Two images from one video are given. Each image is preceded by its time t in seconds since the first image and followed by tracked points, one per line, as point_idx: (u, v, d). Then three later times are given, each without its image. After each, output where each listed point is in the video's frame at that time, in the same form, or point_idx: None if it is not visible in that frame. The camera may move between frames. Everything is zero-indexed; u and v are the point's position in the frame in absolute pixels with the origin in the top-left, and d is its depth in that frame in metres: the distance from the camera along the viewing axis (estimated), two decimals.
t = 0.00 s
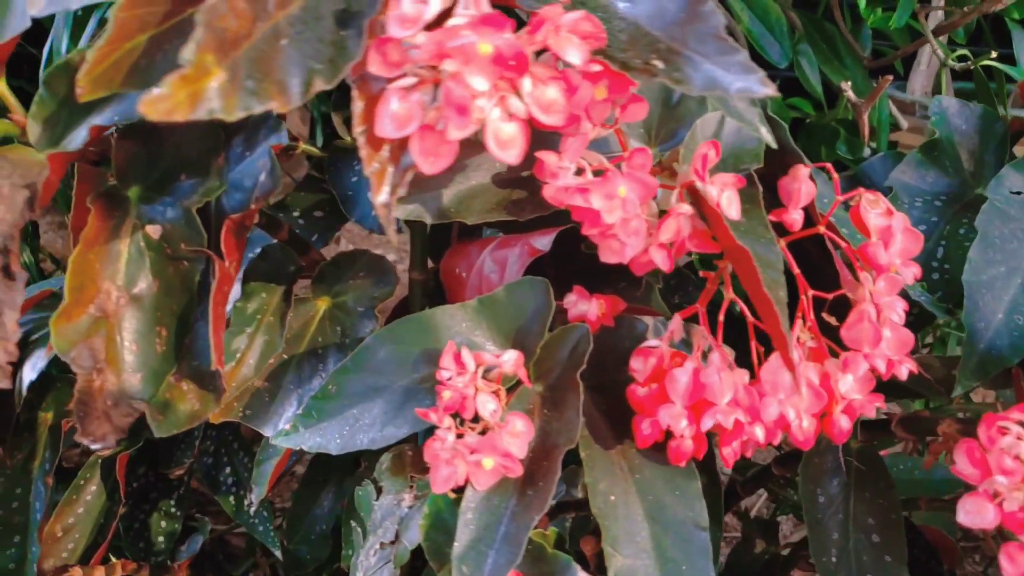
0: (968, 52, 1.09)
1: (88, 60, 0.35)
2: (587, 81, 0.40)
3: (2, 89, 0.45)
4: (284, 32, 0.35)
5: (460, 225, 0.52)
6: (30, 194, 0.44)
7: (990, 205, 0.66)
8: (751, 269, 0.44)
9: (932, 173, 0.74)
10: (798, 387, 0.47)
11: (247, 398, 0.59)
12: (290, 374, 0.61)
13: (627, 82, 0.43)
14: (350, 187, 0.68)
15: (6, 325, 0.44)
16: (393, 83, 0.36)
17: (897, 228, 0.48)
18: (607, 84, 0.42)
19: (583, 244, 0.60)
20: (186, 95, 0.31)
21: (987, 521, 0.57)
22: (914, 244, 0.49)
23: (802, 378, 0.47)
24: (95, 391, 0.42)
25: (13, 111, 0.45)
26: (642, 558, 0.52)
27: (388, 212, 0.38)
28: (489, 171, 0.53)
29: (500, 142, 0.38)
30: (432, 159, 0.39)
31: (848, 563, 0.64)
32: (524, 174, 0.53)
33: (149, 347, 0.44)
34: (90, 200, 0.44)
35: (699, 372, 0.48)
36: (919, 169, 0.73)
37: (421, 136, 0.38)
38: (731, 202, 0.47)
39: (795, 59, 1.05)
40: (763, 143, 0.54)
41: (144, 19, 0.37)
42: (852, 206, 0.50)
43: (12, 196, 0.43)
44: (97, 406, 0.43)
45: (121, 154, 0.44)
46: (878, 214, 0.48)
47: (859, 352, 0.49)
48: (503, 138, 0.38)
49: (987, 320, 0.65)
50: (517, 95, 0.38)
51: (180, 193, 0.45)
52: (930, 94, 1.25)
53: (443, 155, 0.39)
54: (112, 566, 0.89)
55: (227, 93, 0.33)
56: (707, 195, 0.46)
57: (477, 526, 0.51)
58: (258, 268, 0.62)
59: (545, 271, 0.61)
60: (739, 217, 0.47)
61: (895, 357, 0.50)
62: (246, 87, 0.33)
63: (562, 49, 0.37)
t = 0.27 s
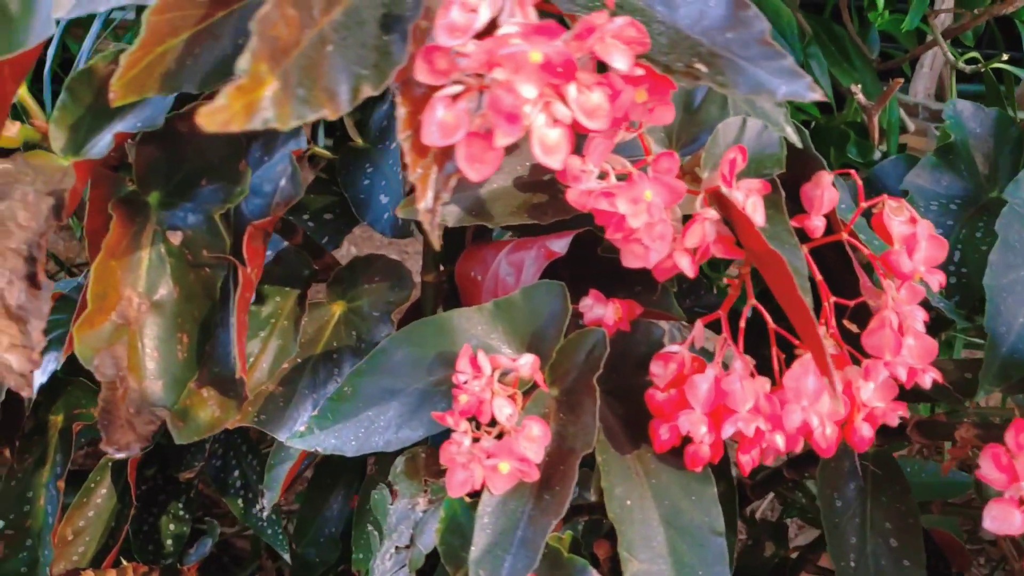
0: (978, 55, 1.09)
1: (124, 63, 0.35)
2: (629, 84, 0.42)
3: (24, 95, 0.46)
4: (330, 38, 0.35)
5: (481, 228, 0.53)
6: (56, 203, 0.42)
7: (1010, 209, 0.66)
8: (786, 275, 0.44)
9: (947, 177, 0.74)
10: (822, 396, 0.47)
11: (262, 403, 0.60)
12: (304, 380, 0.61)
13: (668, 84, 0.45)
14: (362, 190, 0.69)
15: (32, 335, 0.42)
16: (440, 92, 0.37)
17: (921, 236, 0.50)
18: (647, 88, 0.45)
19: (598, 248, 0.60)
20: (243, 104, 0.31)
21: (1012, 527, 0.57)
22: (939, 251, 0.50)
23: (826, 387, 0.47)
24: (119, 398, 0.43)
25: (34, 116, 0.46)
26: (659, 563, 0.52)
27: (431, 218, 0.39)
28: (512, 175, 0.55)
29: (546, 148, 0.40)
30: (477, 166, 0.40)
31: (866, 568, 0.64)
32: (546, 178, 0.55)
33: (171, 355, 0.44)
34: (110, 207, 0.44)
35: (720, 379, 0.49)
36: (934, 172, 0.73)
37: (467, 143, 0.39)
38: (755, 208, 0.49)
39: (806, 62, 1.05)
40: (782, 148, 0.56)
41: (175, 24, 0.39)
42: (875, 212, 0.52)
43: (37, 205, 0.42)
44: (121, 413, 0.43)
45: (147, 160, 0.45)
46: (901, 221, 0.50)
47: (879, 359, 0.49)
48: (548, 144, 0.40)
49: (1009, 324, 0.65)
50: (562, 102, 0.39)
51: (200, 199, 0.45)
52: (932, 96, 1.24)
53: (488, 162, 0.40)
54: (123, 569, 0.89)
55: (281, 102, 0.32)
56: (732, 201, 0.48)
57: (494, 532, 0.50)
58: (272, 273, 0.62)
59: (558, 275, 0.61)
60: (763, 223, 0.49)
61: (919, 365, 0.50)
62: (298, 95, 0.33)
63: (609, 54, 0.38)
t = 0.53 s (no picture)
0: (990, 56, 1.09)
1: (152, 63, 0.37)
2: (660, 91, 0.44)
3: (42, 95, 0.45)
4: (368, 43, 0.36)
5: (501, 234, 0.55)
6: (78, 203, 0.40)
7: None
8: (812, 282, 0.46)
9: (963, 179, 0.73)
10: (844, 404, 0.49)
11: (277, 409, 0.60)
12: (319, 385, 0.62)
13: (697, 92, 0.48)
14: (373, 192, 0.68)
15: (52, 335, 0.39)
16: (479, 98, 0.39)
17: (945, 243, 0.51)
18: (679, 94, 0.48)
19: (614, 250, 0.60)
20: (289, 113, 0.32)
21: None
22: (962, 259, 0.52)
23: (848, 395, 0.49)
24: (138, 403, 0.43)
25: (53, 119, 0.46)
26: (675, 570, 0.51)
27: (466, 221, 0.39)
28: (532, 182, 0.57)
29: (581, 153, 0.42)
30: (513, 171, 0.41)
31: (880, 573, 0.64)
32: (564, 183, 0.57)
33: (189, 359, 0.44)
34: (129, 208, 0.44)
35: (738, 387, 0.50)
36: (950, 175, 0.73)
37: (503, 148, 0.41)
38: (779, 213, 0.50)
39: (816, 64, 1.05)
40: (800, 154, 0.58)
41: (203, 23, 0.40)
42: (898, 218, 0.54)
43: (58, 205, 0.39)
44: (141, 418, 0.43)
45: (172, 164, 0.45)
46: (922, 227, 0.52)
47: (905, 366, 0.52)
48: (583, 149, 0.42)
49: None
50: (598, 108, 0.41)
51: (219, 202, 0.46)
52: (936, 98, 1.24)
53: (523, 167, 0.42)
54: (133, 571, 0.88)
55: (326, 110, 0.33)
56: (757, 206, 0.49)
57: (513, 536, 0.50)
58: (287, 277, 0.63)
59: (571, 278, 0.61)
60: (786, 228, 0.50)
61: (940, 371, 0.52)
62: (341, 102, 0.34)
63: (647, 62, 0.41)
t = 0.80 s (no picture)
0: (1002, 59, 1.08)
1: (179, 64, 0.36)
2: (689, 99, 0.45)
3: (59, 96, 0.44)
4: (395, 46, 0.36)
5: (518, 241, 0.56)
6: (99, 203, 0.42)
7: None
8: (834, 291, 0.46)
9: (980, 183, 0.73)
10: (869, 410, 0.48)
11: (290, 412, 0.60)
12: (333, 388, 0.62)
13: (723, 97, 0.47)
14: (385, 195, 0.68)
15: (75, 335, 0.41)
16: (509, 98, 0.39)
17: (968, 248, 0.51)
18: (704, 102, 0.47)
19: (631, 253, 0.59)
20: (319, 120, 0.32)
21: None
22: (985, 264, 0.51)
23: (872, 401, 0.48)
24: (158, 405, 0.43)
25: (71, 118, 0.45)
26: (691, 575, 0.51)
27: (493, 225, 0.40)
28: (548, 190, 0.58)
29: (608, 158, 0.42)
30: (538, 174, 0.41)
31: None
32: (580, 191, 0.58)
33: (208, 361, 0.44)
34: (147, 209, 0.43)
35: (756, 394, 0.49)
36: (966, 177, 0.73)
37: (530, 151, 0.41)
38: (799, 220, 0.50)
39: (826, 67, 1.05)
40: (818, 160, 0.59)
41: (225, 25, 0.40)
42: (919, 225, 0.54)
43: (79, 204, 0.42)
44: (162, 420, 0.43)
45: (190, 165, 0.45)
46: (942, 233, 0.52)
47: (931, 372, 0.52)
48: (610, 154, 0.42)
49: None
50: (628, 114, 0.41)
51: (237, 202, 0.45)
52: (940, 101, 1.23)
53: (548, 170, 0.42)
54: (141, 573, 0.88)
55: (355, 115, 0.33)
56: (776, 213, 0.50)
57: (530, 542, 0.50)
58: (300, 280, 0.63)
59: (584, 282, 0.61)
60: (807, 236, 0.51)
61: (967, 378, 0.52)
62: (370, 107, 0.34)
63: (678, 69, 0.41)
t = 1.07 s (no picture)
0: (1013, 63, 1.08)
1: (199, 65, 0.36)
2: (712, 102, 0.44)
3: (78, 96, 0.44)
4: (417, 46, 0.36)
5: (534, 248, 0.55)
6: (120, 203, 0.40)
7: None
8: (847, 303, 0.46)
9: (996, 187, 0.73)
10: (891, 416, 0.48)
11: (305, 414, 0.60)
12: (347, 390, 0.62)
13: (746, 99, 0.47)
14: (399, 198, 0.67)
15: (95, 338, 0.40)
16: (531, 99, 0.39)
17: (988, 253, 0.51)
18: (726, 103, 0.47)
19: (647, 256, 0.59)
20: (340, 119, 0.31)
21: None
22: (1005, 270, 0.51)
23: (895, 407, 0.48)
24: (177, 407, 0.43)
25: (89, 117, 0.44)
26: None
27: (512, 227, 0.40)
28: (563, 197, 0.57)
29: (629, 161, 0.42)
30: (559, 176, 0.41)
31: None
32: (596, 198, 0.56)
33: (226, 363, 0.43)
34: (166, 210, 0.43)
35: (775, 400, 0.48)
36: (982, 181, 0.73)
37: (551, 153, 0.41)
38: (817, 229, 0.50)
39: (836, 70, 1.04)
40: (838, 165, 0.58)
41: (242, 26, 0.39)
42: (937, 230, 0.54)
43: (101, 205, 0.39)
44: (182, 422, 0.44)
45: (207, 167, 0.45)
46: (961, 239, 0.52)
47: (950, 378, 0.51)
48: (632, 157, 0.42)
49: None
50: (650, 117, 0.41)
51: (255, 203, 0.45)
52: (944, 104, 1.23)
53: (569, 172, 0.42)
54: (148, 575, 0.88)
55: (376, 116, 0.33)
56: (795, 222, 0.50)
57: (548, 547, 0.49)
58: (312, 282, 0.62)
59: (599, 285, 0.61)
60: (825, 244, 0.50)
61: (989, 385, 0.52)
62: (391, 107, 0.33)
63: (701, 73, 0.39)
